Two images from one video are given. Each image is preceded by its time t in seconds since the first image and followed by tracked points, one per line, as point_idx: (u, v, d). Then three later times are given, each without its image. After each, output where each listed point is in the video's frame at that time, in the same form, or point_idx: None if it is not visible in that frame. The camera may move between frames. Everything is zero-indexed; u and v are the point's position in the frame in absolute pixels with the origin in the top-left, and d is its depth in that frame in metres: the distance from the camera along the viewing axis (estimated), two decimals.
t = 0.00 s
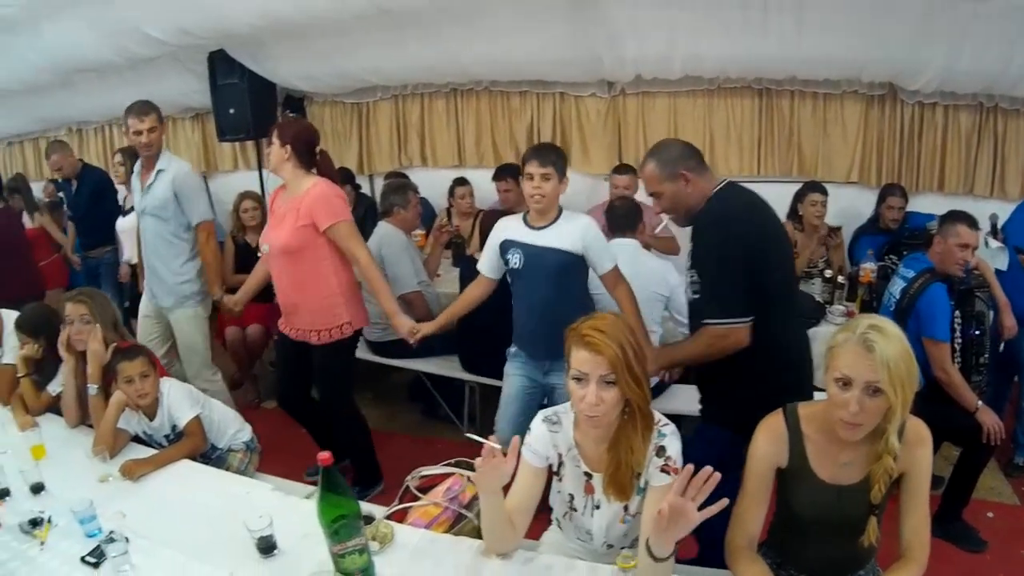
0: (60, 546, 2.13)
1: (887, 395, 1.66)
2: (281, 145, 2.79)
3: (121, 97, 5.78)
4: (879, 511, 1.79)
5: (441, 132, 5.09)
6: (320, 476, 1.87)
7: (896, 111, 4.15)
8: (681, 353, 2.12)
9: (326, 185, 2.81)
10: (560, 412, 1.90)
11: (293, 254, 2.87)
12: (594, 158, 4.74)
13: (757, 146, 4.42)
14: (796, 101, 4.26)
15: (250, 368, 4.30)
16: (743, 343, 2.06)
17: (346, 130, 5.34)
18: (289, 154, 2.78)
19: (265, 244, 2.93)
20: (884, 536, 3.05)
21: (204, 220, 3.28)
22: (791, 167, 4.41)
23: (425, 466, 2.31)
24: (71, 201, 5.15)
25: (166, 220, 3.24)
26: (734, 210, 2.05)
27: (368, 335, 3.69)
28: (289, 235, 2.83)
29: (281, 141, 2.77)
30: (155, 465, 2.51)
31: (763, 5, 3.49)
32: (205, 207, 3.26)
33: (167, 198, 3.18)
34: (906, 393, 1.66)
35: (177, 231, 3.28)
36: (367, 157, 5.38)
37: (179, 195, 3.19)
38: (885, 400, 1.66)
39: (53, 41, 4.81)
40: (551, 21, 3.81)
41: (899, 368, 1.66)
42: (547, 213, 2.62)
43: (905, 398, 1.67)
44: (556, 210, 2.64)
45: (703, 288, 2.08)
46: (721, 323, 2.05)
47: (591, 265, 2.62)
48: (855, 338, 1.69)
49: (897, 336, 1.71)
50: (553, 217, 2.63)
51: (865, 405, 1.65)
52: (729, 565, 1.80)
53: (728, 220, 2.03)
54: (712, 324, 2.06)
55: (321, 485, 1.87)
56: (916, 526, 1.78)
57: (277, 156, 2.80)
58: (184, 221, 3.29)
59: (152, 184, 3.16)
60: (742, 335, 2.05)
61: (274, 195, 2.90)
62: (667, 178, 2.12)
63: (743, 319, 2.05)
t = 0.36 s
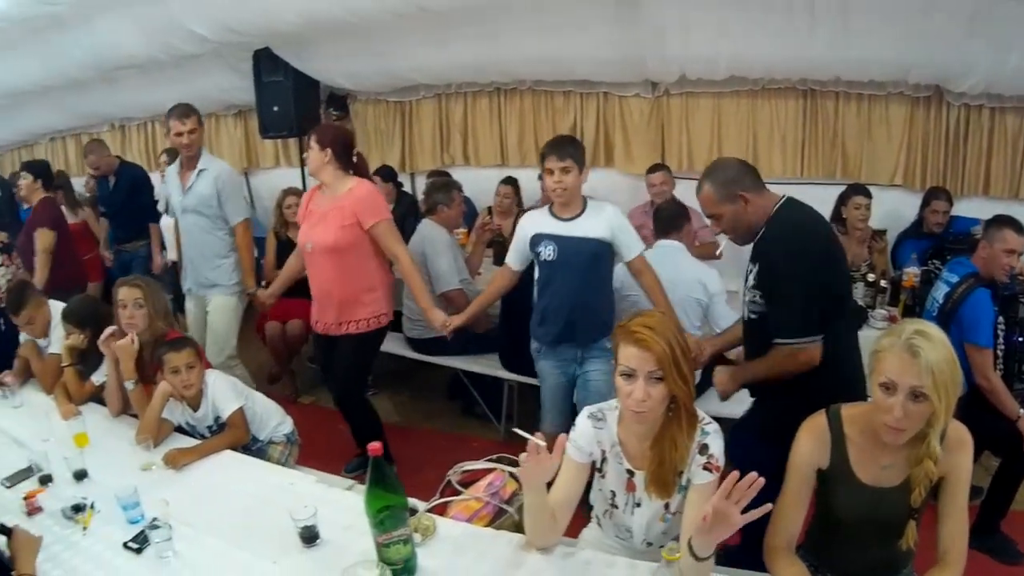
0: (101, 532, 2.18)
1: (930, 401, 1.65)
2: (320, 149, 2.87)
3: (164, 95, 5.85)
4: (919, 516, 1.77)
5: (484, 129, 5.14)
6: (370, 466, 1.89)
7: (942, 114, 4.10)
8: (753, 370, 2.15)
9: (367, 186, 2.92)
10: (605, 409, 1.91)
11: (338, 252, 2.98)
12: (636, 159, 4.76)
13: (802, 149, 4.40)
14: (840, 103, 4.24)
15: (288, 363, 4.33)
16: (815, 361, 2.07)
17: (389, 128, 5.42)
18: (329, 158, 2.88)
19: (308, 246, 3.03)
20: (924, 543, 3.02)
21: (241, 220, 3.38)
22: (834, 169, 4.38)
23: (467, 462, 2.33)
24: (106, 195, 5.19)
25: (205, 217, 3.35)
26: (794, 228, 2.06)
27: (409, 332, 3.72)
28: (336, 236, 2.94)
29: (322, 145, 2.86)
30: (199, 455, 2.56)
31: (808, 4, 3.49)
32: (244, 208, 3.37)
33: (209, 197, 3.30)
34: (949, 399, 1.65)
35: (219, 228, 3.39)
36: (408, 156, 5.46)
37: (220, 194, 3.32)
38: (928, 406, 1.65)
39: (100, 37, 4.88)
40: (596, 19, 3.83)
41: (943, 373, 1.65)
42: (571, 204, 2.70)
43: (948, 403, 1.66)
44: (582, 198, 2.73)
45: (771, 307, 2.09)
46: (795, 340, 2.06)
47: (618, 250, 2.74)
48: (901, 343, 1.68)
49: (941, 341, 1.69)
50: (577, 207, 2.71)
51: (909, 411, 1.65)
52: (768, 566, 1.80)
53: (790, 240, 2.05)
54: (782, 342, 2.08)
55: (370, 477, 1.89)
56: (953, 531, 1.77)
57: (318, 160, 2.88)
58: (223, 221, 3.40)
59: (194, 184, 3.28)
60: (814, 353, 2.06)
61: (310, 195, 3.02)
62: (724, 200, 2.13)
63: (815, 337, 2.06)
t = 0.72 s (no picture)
0: (147, 518, 2.26)
1: (970, 401, 1.66)
2: (361, 147, 2.94)
3: (209, 93, 5.94)
4: (960, 517, 1.77)
5: (526, 131, 5.26)
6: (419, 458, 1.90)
7: (985, 116, 4.04)
8: (791, 365, 2.14)
9: (401, 185, 2.97)
10: (650, 406, 1.95)
11: (374, 253, 3.04)
12: (677, 161, 4.81)
13: (843, 151, 4.39)
14: (881, 106, 4.24)
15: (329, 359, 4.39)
16: (849, 348, 2.05)
17: (429, 128, 5.57)
18: (369, 156, 2.94)
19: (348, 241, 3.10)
20: (966, 548, 3.01)
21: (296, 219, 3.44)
22: (876, 170, 4.36)
23: (510, 457, 2.36)
24: (149, 192, 5.29)
25: (261, 215, 3.39)
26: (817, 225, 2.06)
27: (450, 330, 3.79)
28: (369, 233, 3.01)
29: (361, 145, 2.93)
30: (245, 445, 2.63)
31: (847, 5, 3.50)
32: (297, 206, 3.42)
33: (264, 196, 3.34)
34: (990, 400, 1.66)
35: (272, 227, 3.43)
36: (449, 156, 5.62)
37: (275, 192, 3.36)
38: (968, 407, 1.67)
39: (147, 37, 4.97)
40: (638, 21, 3.86)
41: (982, 374, 1.66)
42: (611, 210, 2.72)
43: (989, 405, 1.67)
44: (620, 206, 2.74)
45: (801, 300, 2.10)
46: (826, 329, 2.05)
47: (654, 261, 2.71)
48: (941, 344, 1.70)
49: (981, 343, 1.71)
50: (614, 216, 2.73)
51: (948, 411, 1.66)
52: (810, 566, 1.83)
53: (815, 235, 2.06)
54: (815, 333, 2.06)
55: (419, 468, 1.90)
56: (996, 534, 1.78)
57: (357, 158, 2.95)
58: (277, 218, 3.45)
59: (250, 182, 3.33)
60: (847, 339, 2.04)
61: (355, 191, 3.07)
62: (753, 201, 2.15)
63: (847, 324, 2.04)
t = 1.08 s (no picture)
0: (191, 507, 2.31)
1: (1014, 404, 1.67)
2: (414, 160, 2.99)
3: (252, 94, 6.02)
4: (1005, 522, 1.77)
5: (566, 134, 5.38)
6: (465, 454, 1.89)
7: None
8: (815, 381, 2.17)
9: (452, 196, 2.99)
10: (695, 407, 1.97)
11: (423, 258, 3.11)
12: (717, 166, 4.86)
13: (884, 157, 4.38)
14: (922, 112, 4.20)
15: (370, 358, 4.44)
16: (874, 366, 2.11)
17: (470, 131, 5.74)
18: (424, 167, 2.99)
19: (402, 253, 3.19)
20: (1009, 558, 2.99)
21: (359, 231, 3.49)
22: (918, 176, 4.33)
23: (553, 456, 2.40)
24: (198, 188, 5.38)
25: (322, 226, 3.50)
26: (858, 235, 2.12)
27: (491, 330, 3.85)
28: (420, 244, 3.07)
29: (415, 156, 2.98)
30: (288, 438, 2.68)
31: (888, 16, 3.50)
32: (361, 219, 3.49)
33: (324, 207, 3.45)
34: None
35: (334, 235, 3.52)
36: (490, 157, 5.77)
37: (336, 206, 3.45)
38: (1012, 410, 1.68)
39: (194, 40, 5.07)
40: (679, 27, 3.89)
41: None
42: (647, 220, 2.79)
43: None
44: (658, 215, 2.79)
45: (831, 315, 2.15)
46: (852, 344, 2.11)
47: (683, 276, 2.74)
48: (984, 346, 1.71)
49: None
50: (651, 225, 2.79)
51: (991, 413, 1.67)
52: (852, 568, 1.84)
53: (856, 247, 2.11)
54: (842, 346, 2.12)
55: (466, 465, 1.89)
56: None
57: (412, 170, 3.00)
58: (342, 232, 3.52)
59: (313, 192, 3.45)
60: (871, 357, 2.10)
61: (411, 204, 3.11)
62: (794, 218, 2.20)
63: (873, 343, 2.10)
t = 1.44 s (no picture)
0: (233, 501, 2.37)
1: None
2: (453, 152, 3.08)
3: (295, 93, 6.11)
4: None
5: (607, 136, 5.41)
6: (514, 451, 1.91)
7: None
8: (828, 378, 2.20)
9: (488, 187, 3.06)
10: (739, 408, 2.01)
11: (462, 252, 3.17)
12: (757, 168, 4.88)
13: (924, 160, 4.37)
14: (963, 117, 4.17)
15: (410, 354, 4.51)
16: (886, 364, 2.12)
17: (512, 131, 5.82)
18: (461, 160, 3.08)
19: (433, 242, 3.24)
20: None
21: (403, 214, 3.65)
22: (958, 182, 4.31)
23: (595, 456, 2.44)
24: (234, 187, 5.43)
25: (368, 209, 3.65)
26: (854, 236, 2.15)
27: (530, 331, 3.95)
28: (457, 235, 3.13)
29: (453, 149, 3.07)
30: (333, 434, 2.73)
31: (930, 22, 3.50)
32: (404, 202, 3.64)
33: (370, 189, 3.60)
34: None
35: (378, 219, 3.66)
36: (532, 157, 5.83)
37: (381, 187, 3.59)
38: None
39: (239, 39, 5.15)
40: (719, 30, 3.91)
41: None
42: (652, 215, 2.85)
43: None
44: (663, 209, 2.86)
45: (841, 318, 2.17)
46: (869, 341, 2.12)
47: (689, 267, 2.83)
48: None
49: None
50: (656, 221, 2.86)
51: None
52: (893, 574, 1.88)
53: (854, 247, 2.13)
54: (853, 344, 2.14)
55: (512, 462, 1.90)
56: None
57: (449, 162, 3.09)
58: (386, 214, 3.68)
59: (359, 175, 3.60)
60: (882, 355, 2.11)
61: (446, 196, 3.18)
62: (810, 225, 2.27)
63: (881, 338, 2.11)
